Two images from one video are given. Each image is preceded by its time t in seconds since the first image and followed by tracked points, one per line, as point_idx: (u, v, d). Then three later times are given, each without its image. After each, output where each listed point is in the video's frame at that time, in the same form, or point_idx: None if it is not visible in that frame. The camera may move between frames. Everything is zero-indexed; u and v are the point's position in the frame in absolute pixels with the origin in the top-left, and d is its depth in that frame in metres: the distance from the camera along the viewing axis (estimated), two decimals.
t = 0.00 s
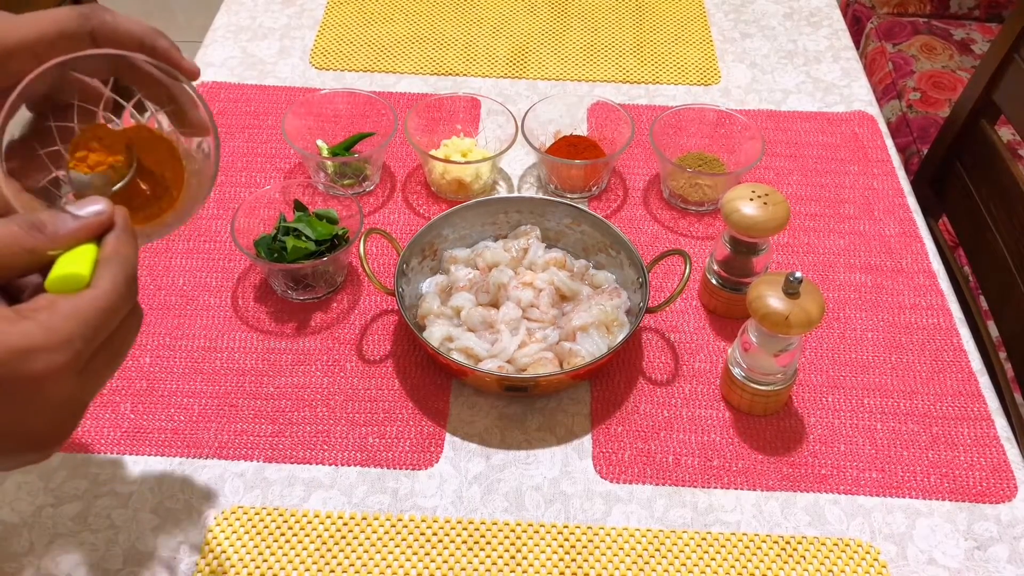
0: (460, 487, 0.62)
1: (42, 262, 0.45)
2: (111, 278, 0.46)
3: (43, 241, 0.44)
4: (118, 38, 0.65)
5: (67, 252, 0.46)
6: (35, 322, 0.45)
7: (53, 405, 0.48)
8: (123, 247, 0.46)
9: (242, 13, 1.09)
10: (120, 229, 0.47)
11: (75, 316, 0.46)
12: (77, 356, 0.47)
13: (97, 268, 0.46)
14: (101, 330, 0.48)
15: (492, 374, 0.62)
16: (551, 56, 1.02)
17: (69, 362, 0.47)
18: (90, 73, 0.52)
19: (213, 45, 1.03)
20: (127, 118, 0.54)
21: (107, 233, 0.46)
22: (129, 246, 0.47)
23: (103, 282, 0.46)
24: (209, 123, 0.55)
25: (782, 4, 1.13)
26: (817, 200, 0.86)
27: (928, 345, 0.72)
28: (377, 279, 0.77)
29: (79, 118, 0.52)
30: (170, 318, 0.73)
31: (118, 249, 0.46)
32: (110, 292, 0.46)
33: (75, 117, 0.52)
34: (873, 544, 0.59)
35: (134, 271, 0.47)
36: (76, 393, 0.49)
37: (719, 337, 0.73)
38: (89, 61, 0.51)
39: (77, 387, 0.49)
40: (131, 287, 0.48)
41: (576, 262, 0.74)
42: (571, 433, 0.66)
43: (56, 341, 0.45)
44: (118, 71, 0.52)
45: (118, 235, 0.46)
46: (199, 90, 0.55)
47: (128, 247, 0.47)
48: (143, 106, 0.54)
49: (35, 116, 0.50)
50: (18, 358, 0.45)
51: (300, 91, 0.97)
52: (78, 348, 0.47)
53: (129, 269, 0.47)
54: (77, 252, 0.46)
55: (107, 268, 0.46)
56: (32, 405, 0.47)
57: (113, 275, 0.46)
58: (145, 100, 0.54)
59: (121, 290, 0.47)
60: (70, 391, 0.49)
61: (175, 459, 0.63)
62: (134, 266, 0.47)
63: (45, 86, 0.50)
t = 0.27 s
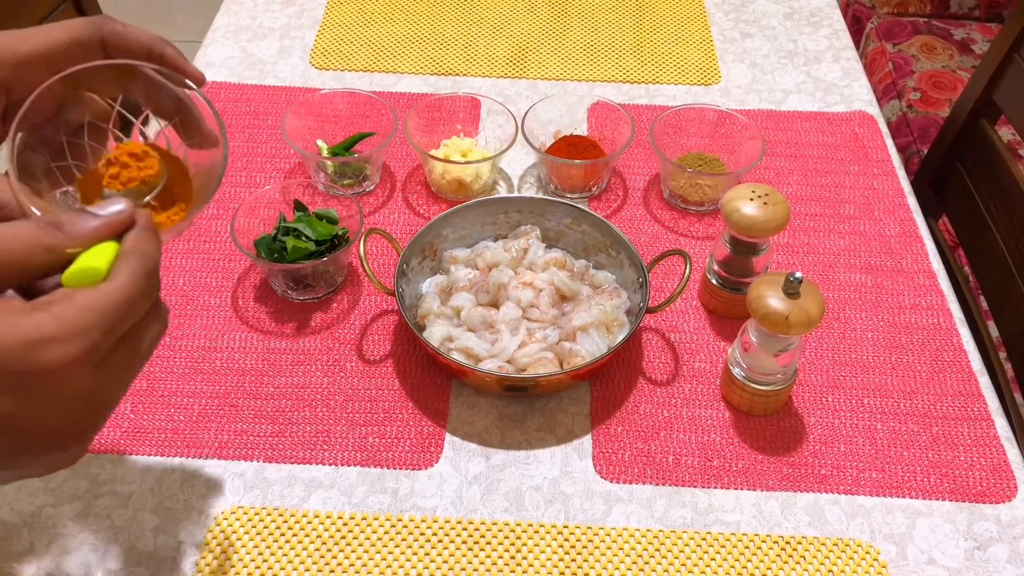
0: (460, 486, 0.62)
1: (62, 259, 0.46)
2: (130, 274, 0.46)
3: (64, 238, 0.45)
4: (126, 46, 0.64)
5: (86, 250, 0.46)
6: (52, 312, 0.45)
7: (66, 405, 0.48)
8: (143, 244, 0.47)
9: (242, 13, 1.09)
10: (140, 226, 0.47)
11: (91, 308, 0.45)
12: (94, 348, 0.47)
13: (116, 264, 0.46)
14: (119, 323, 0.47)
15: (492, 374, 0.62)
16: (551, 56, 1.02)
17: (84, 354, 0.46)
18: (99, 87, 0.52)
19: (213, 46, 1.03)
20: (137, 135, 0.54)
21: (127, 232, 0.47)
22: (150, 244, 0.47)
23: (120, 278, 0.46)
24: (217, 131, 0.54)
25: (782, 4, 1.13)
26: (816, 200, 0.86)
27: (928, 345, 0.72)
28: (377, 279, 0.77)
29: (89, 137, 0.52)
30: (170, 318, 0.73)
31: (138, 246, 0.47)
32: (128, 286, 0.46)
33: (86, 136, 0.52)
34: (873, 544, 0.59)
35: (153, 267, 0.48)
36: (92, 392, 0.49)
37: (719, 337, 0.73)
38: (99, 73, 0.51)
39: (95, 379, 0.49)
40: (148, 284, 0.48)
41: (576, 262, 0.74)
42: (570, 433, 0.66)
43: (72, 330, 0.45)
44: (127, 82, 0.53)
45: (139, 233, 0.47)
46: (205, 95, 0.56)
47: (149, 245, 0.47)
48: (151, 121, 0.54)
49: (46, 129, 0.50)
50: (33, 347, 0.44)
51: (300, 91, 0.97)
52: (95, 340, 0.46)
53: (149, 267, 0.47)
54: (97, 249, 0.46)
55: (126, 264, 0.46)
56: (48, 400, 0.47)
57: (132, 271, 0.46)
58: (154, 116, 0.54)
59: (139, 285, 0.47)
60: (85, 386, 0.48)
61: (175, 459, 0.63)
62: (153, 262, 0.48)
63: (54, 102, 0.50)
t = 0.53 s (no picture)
0: (460, 486, 0.62)
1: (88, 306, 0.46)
2: (155, 326, 0.47)
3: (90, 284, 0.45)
4: (141, 64, 0.65)
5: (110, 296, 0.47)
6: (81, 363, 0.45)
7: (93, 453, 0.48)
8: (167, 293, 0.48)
9: (242, 13, 1.09)
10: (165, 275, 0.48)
11: (119, 361, 0.46)
12: (120, 400, 0.47)
13: (140, 313, 0.47)
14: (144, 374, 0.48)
15: (492, 374, 0.62)
16: (551, 56, 1.02)
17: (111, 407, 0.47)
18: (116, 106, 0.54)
19: (213, 46, 1.03)
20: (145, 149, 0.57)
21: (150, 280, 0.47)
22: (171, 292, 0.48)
23: (146, 329, 0.47)
24: (230, 148, 0.55)
25: (782, 4, 1.13)
26: (817, 200, 0.86)
27: (928, 345, 0.72)
28: (377, 279, 0.77)
29: (102, 154, 0.54)
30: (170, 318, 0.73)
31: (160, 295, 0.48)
32: (154, 336, 0.47)
33: (99, 152, 0.54)
34: (873, 544, 0.59)
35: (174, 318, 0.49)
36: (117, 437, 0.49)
37: (719, 337, 0.73)
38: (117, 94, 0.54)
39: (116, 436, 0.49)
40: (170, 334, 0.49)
41: (576, 262, 0.74)
42: (570, 433, 0.66)
43: (101, 385, 0.46)
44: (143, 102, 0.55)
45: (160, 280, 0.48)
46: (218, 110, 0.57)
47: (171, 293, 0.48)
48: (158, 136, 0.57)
49: (60, 146, 0.51)
50: (64, 399, 0.44)
51: (300, 91, 0.97)
52: (122, 392, 0.47)
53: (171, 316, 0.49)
54: (121, 296, 0.47)
55: (150, 315, 0.47)
56: (73, 451, 0.47)
57: (157, 321, 0.47)
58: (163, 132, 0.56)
59: (164, 335, 0.48)
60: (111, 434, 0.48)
61: (175, 459, 0.63)
62: (173, 310, 0.49)
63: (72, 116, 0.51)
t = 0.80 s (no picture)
0: (460, 486, 0.62)
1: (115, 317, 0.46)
2: (181, 337, 0.47)
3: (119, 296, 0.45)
4: (167, 85, 0.64)
5: (135, 310, 0.47)
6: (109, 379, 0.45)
7: (119, 465, 0.48)
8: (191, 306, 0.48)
9: (242, 13, 1.09)
10: (190, 290, 0.48)
11: (148, 376, 0.46)
12: (147, 415, 0.47)
13: (166, 328, 0.47)
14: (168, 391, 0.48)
15: (491, 374, 0.62)
16: (551, 56, 1.02)
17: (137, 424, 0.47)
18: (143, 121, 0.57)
19: (213, 46, 1.03)
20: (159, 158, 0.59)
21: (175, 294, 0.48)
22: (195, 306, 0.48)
23: (172, 342, 0.47)
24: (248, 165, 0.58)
25: (782, 4, 1.13)
26: (817, 200, 0.86)
27: (928, 345, 0.72)
28: (377, 279, 0.77)
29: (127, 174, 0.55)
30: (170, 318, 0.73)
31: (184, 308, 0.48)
32: (181, 350, 0.47)
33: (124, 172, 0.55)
34: (873, 544, 0.59)
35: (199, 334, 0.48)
36: (141, 453, 0.49)
37: (719, 337, 0.73)
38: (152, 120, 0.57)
39: (143, 446, 0.49)
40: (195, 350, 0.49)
41: (576, 262, 0.74)
42: (570, 433, 0.66)
43: (129, 401, 0.45)
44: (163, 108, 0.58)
45: (183, 293, 0.48)
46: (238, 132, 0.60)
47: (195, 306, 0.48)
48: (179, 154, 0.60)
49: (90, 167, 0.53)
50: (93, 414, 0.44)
51: (300, 91, 0.97)
52: (149, 408, 0.47)
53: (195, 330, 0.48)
54: (145, 309, 0.47)
55: (177, 328, 0.47)
56: (100, 463, 0.47)
57: (183, 334, 0.47)
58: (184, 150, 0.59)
59: (190, 350, 0.48)
60: (135, 451, 0.48)
61: (175, 459, 0.63)
62: (198, 324, 0.49)
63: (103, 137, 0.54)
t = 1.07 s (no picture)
0: (460, 487, 0.62)
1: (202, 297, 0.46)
2: (266, 322, 0.48)
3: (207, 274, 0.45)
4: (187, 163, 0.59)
5: (221, 292, 0.47)
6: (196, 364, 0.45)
7: (199, 447, 0.49)
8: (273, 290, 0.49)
9: (242, 13, 1.09)
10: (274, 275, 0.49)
11: (232, 361, 0.46)
12: (227, 400, 0.48)
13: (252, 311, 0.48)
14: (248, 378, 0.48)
15: (492, 374, 0.62)
16: (551, 56, 1.02)
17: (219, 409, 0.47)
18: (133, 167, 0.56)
19: (213, 46, 1.03)
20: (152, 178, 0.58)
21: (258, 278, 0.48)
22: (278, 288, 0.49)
23: (258, 326, 0.48)
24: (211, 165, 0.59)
25: (782, 4, 1.13)
26: (817, 200, 0.86)
27: (928, 345, 0.72)
28: (377, 279, 0.77)
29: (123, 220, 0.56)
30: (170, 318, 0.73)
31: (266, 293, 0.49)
32: (264, 336, 0.48)
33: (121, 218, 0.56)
34: (873, 544, 0.59)
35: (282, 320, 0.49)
36: (221, 436, 0.50)
37: (719, 337, 0.73)
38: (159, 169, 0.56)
39: (222, 430, 0.50)
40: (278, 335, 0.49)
41: (576, 262, 0.74)
42: (570, 433, 0.66)
43: (213, 385, 0.46)
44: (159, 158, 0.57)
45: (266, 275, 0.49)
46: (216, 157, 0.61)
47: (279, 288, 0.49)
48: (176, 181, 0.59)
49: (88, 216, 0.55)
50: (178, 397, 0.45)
51: (300, 92, 0.97)
52: (230, 392, 0.47)
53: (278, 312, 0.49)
54: (234, 290, 0.47)
55: (263, 311, 0.48)
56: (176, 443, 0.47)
57: (265, 318, 0.48)
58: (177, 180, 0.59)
59: (271, 337, 0.49)
60: (216, 434, 0.49)
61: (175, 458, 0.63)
62: (281, 309, 0.49)
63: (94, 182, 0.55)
